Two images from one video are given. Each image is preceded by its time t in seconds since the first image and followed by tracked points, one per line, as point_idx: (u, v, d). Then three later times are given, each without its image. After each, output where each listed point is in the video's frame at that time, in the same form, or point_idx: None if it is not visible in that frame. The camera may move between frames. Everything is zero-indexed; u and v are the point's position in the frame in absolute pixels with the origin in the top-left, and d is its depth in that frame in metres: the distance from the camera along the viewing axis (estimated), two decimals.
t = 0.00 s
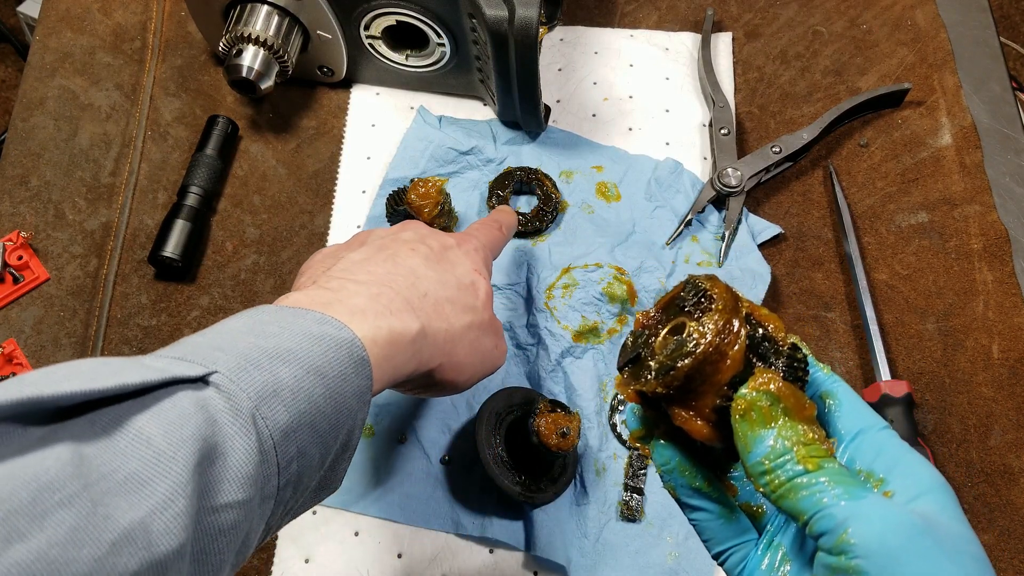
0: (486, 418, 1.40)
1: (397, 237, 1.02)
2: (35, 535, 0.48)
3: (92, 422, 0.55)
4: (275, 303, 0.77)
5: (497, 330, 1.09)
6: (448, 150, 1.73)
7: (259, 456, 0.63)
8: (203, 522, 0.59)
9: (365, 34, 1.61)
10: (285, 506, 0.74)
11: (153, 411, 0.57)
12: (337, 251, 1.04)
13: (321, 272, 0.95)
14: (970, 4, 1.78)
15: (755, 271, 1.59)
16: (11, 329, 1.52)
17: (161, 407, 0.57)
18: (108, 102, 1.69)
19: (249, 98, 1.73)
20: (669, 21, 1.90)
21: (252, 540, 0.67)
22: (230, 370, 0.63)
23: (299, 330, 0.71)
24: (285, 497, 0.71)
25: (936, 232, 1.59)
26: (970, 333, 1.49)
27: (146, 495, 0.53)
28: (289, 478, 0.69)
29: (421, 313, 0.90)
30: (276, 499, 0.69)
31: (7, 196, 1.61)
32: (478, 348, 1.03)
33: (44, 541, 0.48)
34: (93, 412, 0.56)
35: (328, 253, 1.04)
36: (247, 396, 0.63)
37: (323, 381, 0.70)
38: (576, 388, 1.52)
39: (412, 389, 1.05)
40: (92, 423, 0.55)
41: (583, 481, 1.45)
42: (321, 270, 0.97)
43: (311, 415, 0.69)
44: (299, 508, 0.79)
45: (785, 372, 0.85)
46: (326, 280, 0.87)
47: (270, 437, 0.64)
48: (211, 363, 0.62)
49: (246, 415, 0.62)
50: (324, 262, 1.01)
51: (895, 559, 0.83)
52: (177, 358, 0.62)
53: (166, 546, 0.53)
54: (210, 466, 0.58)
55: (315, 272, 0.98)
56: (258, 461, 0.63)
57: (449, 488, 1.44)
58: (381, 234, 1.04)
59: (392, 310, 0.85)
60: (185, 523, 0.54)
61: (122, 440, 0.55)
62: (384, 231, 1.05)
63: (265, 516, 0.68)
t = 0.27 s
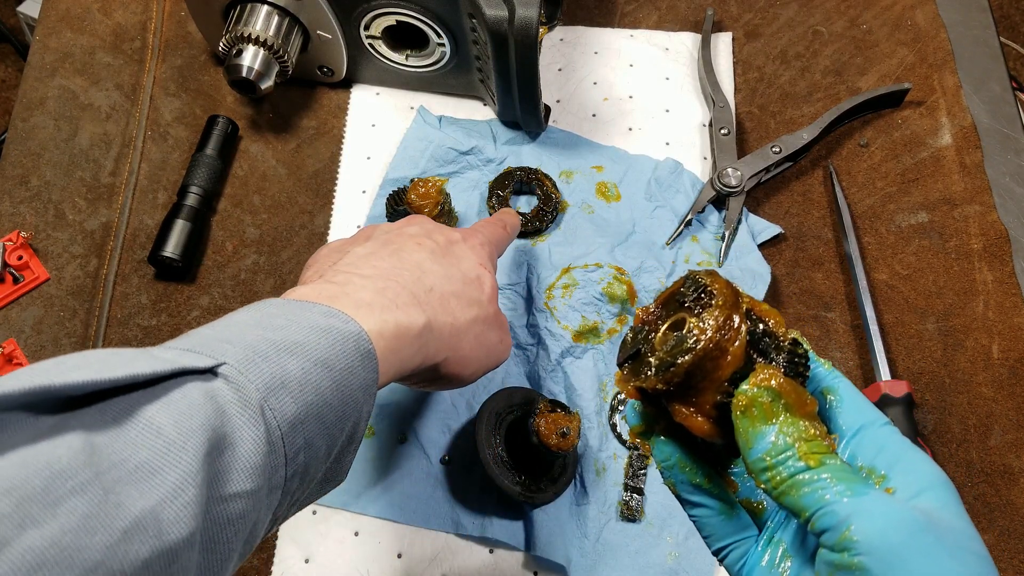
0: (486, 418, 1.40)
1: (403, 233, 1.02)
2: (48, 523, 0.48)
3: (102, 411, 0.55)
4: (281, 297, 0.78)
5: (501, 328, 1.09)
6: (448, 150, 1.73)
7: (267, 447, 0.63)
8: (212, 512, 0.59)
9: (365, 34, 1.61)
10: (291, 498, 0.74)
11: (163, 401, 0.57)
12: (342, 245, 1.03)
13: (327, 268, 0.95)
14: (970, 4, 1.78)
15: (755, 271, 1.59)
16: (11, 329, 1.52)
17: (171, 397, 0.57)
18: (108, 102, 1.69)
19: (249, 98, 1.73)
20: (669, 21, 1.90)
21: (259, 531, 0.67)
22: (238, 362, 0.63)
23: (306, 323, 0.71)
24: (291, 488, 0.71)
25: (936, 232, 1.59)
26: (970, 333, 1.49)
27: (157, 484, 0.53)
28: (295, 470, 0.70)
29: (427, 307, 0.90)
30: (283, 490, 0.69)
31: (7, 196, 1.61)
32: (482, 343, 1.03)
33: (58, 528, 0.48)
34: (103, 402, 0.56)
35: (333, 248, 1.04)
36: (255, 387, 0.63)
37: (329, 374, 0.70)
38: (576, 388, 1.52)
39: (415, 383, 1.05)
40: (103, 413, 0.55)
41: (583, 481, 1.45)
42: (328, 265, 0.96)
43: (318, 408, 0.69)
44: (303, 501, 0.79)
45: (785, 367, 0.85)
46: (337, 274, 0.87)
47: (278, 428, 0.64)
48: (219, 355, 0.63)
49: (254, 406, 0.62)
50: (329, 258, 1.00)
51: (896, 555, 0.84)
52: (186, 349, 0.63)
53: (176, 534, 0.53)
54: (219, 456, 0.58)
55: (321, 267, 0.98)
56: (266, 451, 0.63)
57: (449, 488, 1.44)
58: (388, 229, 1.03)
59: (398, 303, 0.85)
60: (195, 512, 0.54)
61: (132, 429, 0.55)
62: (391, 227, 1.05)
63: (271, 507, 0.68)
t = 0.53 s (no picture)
0: (486, 418, 1.40)
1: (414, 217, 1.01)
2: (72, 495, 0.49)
3: (124, 388, 0.56)
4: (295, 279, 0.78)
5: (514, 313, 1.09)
6: (448, 150, 1.73)
7: (286, 424, 0.63)
8: (233, 487, 0.59)
9: (365, 34, 1.61)
10: (309, 476, 0.74)
11: (183, 378, 0.58)
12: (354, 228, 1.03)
13: (339, 250, 0.94)
14: (970, 4, 1.78)
15: (755, 271, 1.59)
16: (11, 329, 1.52)
17: (190, 375, 0.58)
18: (108, 102, 1.69)
19: (249, 98, 1.73)
20: (669, 21, 1.90)
21: (279, 508, 0.68)
22: (257, 340, 0.63)
23: (322, 303, 0.72)
24: (310, 466, 0.71)
25: (936, 232, 1.59)
26: (970, 333, 1.49)
27: (178, 458, 0.54)
28: (313, 448, 0.70)
29: (440, 291, 0.90)
30: (302, 468, 0.69)
31: (7, 196, 1.61)
32: (494, 328, 1.03)
33: (82, 499, 0.49)
34: (123, 379, 0.57)
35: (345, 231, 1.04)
36: (273, 365, 0.63)
37: (346, 354, 0.70)
38: (576, 388, 1.52)
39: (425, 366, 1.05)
40: (124, 389, 0.56)
41: (583, 481, 1.45)
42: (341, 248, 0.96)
43: (335, 387, 0.69)
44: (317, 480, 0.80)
45: (791, 366, 0.85)
46: (352, 256, 0.87)
47: (296, 406, 0.65)
48: (238, 333, 0.63)
49: (273, 383, 0.63)
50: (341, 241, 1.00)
51: (903, 554, 0.84)
52: (204, 327, 0.63)
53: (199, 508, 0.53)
54: (239, 432, 0.59)
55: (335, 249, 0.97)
56: (285, 428, 0.63)
57: (449, 488, 1.44)
58: (399, 213, 1.03)
59: (412, 286, 0.85)
60: (216, 487, 0.55)
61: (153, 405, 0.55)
62: (402, 211, 1.04)
63: (290, 485, 0.68)
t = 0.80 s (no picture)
0: (486, 418, 1.40)
1: (422, 201, 1.02)
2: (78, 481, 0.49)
3: (132, 373, 0.56)
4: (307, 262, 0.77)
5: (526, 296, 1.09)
6: (448, 150, 1.73)
7: (295, 409, 0.63)
8: (241, 474, 0.59)
9: (365, 34, 1.60)
10: (320, 461, 0.74)
11: (191, 363, 0.58)
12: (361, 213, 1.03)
13: (349, 235, 0.95)
14: (970, 4, 1.78)
15: (755, 271, 1.59)
16: (11, 329, 1.52)
17: (199, 360, 0.58)
18: (108, 102, 1.69)
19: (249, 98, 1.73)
20: (669, 21, 1.90)
21: (289, 492, 0.68)
22: (267, 325, 0.63)
23: (334, 286, 0.71)
24: (320, 452, 0.71)
25: (936, 232, 1.59)
26: (970, 333, 1.49)
27: (185, 445, 0.54)
28: (324, 433, 0.70)
29: (451, 272, 0.90)
30: (312, 453, 0.69)
31: (7, 196, 1.61)
32: (505, 308, 1.03)
33: (87, 487, 0.49)
34: (132, 364, 0.57)
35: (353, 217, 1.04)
36: (283, 349, 0.63)
37: (358, 338, 0.70)
38: (576, 388, 1.52)
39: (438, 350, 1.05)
40: (132, 374, 0.56)
41: (583, 480, 1.45)
42: (350, 231, 0.97)
43: (346, 372, 0.69)
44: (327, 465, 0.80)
45: (798, 369, 0.85)
46: (361, 239, 0.88)
47: (306, 391, 0.65)
48: (247, 317, 0.63)
49: (283, 368, 0.62)
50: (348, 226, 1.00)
51: (911, 557, 0.83)
52: (214, 311, 0.63)
53: (206, 495, 0.53)
54: (247, 418, 0.59)
55: (344, 234, 0.98)
56: (294, 414, 0.63)
57: (449, 488, 1.44)
58: (407, 198, 1.04)
59: (423, 267, 0.85)
60: (224, 474, 0.55)
61: (161, 391, 0.55)
62: (410, 195, 1.05)
63: (301, 470, 0.68)
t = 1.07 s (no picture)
0: (486, 418, 1.40)
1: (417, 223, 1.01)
2: (54, 515, 0.48)
3: (114, 402, 0.55)
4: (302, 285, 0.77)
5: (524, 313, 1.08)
6: (448, 150, 1.73)
7: (283, 437, 0.62)
8: (227, 504, 0.58)
9: (365, 34, 1.61)
10: (311, 488, 0.73)
11: (176, 391, 0.57)
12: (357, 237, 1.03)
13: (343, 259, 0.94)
14: (970, 4, 1.78)
15: (755, 271, 1.59)
16: (11, 329, 1.52)
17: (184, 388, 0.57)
18: (108, 102, 1.69)
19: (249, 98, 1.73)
20: (669, 21, 1.90)
21: (278, 523, 0.67)
22: (255, 351, 0.62)
23: (326, 310, 0.71)
24: (311, 479, 0.70)
25: (936, 232, 1.59)
26: (970, 333, 1.49)
27: (167, 476, 0.53)
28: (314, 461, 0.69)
29: (446, 293, 0.89)
30: (302, 481, 0.68)
31: (7, 196, 1.61)
32: (504, 327, 1.03)
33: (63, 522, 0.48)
34: (114, 393, 0.56)
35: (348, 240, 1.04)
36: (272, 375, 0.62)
37: (349, 362, 0.69)
38: (576, 388, 1.52)
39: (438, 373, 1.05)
40: (115, 403, 0.55)
41: (583, 480, 1.45)
42: (345, 257, 0.96)
43: (337, 397, 0.68)
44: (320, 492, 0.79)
45: (816, 378, 0.85)
46: (355, 262, 0.87)
47: (295, 417, 0.64)
48: (235, 344, 0.62)
49: (271, 395, 0.62)
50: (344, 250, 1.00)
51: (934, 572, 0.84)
52: (201, 338, 0.62)
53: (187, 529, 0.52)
54: (233, 448, 0.58)
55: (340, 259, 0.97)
56: (282, 442, 0.62)
57: (449, 488, 1.44)
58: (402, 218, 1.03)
59: (417, 289, 0.84)
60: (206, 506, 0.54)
61: (144, 420, 0.55)
62: (406, 217, 1.04)
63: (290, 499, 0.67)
